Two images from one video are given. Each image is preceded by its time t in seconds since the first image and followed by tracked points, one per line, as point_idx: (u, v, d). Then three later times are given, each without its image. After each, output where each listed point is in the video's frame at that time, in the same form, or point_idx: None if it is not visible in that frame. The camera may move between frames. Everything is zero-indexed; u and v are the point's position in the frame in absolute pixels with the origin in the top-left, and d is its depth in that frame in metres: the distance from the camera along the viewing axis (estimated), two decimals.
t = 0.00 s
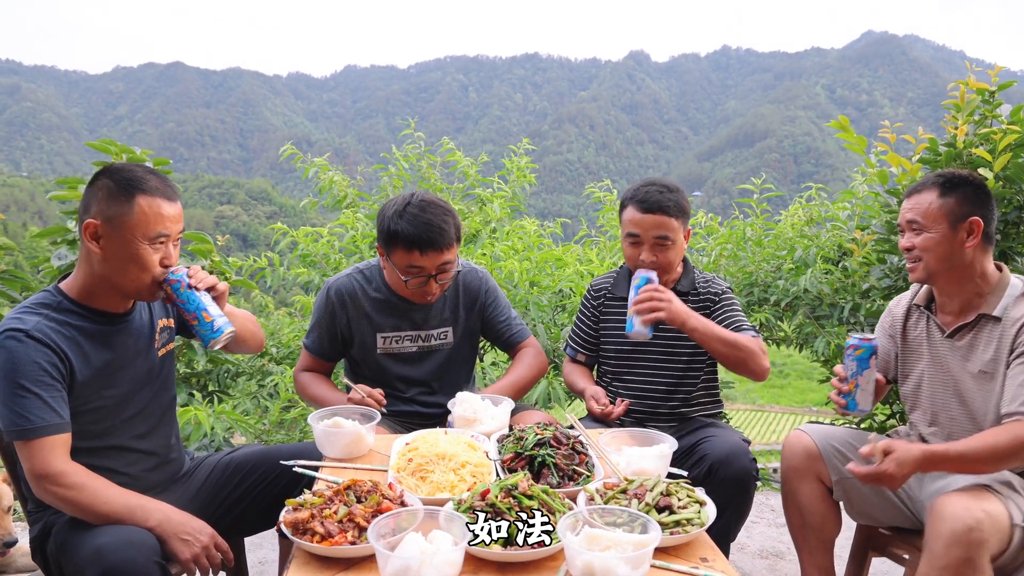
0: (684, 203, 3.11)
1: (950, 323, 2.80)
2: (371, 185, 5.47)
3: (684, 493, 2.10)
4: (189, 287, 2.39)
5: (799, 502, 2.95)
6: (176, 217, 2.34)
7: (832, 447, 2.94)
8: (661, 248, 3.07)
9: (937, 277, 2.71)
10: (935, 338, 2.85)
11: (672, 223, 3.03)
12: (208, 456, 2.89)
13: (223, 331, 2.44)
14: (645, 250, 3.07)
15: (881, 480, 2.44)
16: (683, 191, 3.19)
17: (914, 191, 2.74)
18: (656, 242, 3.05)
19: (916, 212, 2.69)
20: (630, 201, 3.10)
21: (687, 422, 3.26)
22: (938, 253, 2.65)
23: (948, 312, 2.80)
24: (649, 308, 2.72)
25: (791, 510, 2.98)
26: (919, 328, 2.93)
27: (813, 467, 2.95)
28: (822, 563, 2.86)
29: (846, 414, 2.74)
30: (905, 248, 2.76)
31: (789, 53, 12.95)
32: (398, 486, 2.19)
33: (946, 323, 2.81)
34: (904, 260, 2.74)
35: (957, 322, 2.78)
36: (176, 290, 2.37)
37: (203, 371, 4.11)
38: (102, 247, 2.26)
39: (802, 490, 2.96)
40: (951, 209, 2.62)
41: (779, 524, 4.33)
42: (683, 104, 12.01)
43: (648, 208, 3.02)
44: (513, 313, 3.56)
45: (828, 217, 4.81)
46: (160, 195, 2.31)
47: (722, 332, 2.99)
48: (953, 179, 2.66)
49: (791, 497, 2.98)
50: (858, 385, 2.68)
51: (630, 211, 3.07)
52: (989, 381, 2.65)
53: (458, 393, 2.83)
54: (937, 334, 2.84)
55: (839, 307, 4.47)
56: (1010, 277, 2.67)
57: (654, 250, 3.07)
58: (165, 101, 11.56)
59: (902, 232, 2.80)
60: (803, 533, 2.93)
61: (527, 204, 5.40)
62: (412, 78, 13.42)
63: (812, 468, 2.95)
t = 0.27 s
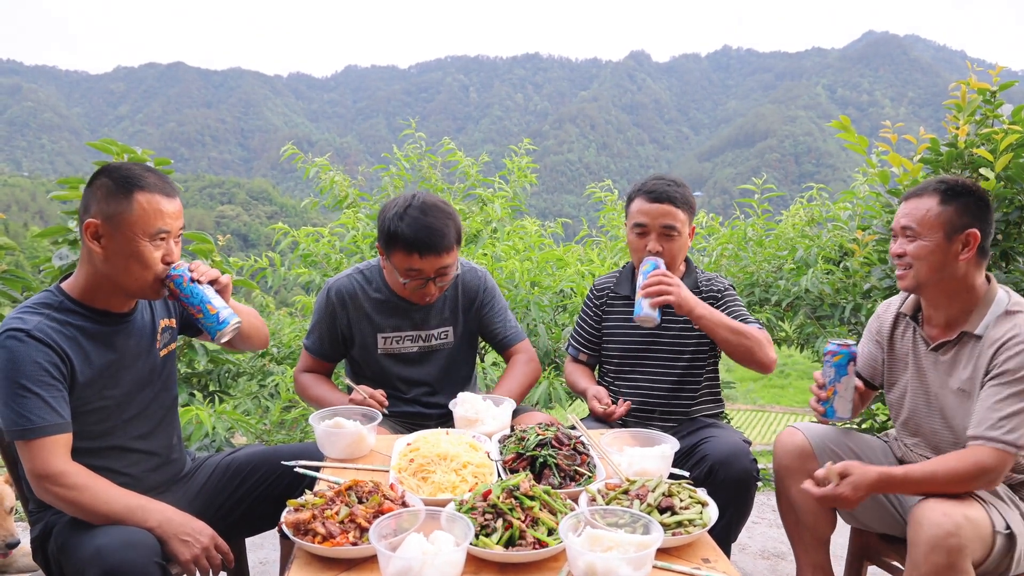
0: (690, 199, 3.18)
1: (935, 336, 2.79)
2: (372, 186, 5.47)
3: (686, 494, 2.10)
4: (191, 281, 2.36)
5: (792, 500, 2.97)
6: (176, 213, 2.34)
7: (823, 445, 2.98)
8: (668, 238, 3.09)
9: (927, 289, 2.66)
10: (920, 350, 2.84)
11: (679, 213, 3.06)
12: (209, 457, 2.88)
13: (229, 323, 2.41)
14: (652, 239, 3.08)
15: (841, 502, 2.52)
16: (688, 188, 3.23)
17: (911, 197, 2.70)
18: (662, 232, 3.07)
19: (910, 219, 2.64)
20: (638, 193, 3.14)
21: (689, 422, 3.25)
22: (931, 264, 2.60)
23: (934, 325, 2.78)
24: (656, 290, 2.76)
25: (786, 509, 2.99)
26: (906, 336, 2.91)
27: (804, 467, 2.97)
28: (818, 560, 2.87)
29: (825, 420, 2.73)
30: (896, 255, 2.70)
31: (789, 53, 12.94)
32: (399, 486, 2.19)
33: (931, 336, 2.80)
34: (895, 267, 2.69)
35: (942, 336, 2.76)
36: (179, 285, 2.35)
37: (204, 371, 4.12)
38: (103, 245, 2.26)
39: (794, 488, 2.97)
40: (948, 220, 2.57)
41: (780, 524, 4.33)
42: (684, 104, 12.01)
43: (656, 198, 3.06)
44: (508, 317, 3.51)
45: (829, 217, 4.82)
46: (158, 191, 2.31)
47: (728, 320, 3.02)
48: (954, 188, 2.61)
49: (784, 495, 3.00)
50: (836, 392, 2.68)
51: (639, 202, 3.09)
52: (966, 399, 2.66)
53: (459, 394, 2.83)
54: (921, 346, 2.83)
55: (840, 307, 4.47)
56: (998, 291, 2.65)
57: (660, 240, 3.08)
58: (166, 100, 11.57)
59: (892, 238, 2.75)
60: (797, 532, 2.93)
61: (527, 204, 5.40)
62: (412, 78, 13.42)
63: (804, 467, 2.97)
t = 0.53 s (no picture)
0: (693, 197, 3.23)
1: (933, 344, 2.79)
2: (372, 185, 5.47)
3: (687, 494, 2.10)
4: (190, 273, 2.33)
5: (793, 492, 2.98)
6: (171, 208, 2.34)
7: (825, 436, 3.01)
8: (671, 232, 3.11)
9: (924, 304, 2.64)
10: (919, 357, 2.84)
11: (682, 207, 3.09)
12: (210, 457, 2.88)
13: (232, 311, 2.36)
14: (656, 232, 3.09)
15: (829, 503, 2.47)
16: (690, 186, 3.27)
17: (906, 209, 2.64)
18: (666, 225, 3.09)
19: (906, 235, 2.58)
20: (642, 188, 3.18)
21: (689, 421, 3.25)
22: (929, 280, 2.57)
23: (932, 334, 2.77)
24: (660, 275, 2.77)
25: (786, 500, 3.00)
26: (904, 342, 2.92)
27: (806, 458, 2.99)
28: (816, 552, 2.88)
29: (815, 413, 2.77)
30: (892, 271, 2.66)
31: (790, 53, 12.94)
32: (400, 486, 2.19)
33: (929, 344, 2.80)
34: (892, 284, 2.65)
35: (941, 345, 2.75)
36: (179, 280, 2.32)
37: (204, 371, 4.11)
38: (100, 244, 2.26)
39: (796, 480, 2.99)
40: (947, 234, 2.51)
41: (781, 524, 4.33)
42: (684, 104, 12.01)
43: (659, 192, 3.10)
44: (499, 327, 3.44)
45: (830, 217, 4.82)
46: (153, 187, 2.31)
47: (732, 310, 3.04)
48: (953, 201, 2.54)
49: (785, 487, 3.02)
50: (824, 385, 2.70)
51: (642, 196, 3.13)
52: (962, 407, 2.66)
53: (460, 394, 2.83)
54: (920, 353, 2.83)
55: (840, 307, 4.47)
56: (998, 299, 2.62)
57: (664, 232, 3.09)
58: (166, 100, 11.56)
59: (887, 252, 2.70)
60: (796, 523, 2.94)
61: (528, 204, 5.39)
62: (413, 77, 13.42)
63: (807, 458, 2.99)
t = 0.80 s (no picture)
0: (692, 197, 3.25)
1: (939, 344, 2.79)
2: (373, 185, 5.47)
3: (688, 496, 2.10)
4: (189, 271, 2.33)
5: (793, 485, 2.97)
6: (169, 207, 2.33)
7: (827, 431, 2.98)
8: (673, 229, 3.11)
9: (935, 306, 2.63)
10: (925, 356, 2.84)
11: (683, 203, 3.10)
12: (210, 457, 2.89)
13: (231, 309, 2.35)
14: (658, 228, 3.09)
15: (841, 506, 2.47)
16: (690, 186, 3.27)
17: (917, 212, 2.63)
18: (668, 220, 3.09)
19: (919, 239, 2.57)
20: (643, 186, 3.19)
21: (688, 422, 3.26)
22: (939, 284, 2.57)
23: (939, 334, 2.78)
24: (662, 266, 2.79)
25: (785, 493, 3.00)
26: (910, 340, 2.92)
27: (809, 451, 2.98)
28: (815, 551, 2.87)
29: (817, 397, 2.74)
30: (903, 275, 2.65)
31: (790, 53, 12.93)
32: (401, 487, 2.19)
33: (935, 343, 2.80)
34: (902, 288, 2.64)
35: (948, 345, 2.75)
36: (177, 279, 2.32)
37: (204, 371, 4.11)
38: (99, 243, 2.26)
39: (797, 473, 2.98)
40: (956, 237, 2.51)
41: (781, 525, 4.33)
42: (685, 104, 12.01)
43: (660, 189, 3.12)
44: (491, 356, 3.31)
45: (830, 218, 4.82)
46: (151, 186, 2.31)
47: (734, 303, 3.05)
48: (967, 204, 2.54)
49: (786, 481, 3.00)
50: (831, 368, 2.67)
51: (644, 194, 3.14)
52: (968, 406, 2.67)
53: (460, 394, 2.83)
54: (926, 353, 2.83)
55: (840, 308, 4.47)
56: (1006, 297, 2.62)
57: (665, 228, 3.10)
58: (167, 99, 11.56)
59: (898, 256, 2.69)
60: (796, 517, 2.93)
61: (528, 204, 5.39)
62: (413, 77, 13.43)
63: (809, 451, 2.97)
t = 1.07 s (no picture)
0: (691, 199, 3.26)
1: (947, 346, 2.80)
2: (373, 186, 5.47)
3: (688, 497, 2.10)
4: (190, 270, 2.34)
5: (798, 480, 2.97)
6: (169, 207, 2.34)
7: (835, 428, 2.98)
8: (672, 231, 3.12)
9: (940, 308, 2.64)
10: (934, 358, 2.85)
11: (682, 205, 3.11)
12: (211, 458, 2.89)
13: (233, 307, 2.35)
14: (656, 230, 3.10)
15: (845, 503, 2.49)
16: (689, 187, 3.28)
17: (919, 216, 2.65)
18: (667, 222, 3.10)
19: (921, 242, 2.58)
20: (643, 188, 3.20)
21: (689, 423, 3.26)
22: (944, 286, 2.57)
23: (947, 336, 2.78)
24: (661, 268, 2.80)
25: (790, 489, 2.99)
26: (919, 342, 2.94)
27: (815, 447, 2.97)
28: (813, 548, 2.88)
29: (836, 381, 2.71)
30: (907, 278, 2.66)
31: (790, 55, 12.94)
32: (401, 488, 2.19)
33: (944, 345, 2.81)
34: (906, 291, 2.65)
35: (956, 347, 2.76)
36: (179, 279, 2.33)
37: (204, 372, 4.12)
38: (99, 244, 2.26)
39: (802, 469, 2.97)
40: (960, 239, 2.52)
41: (781, 526, 4.34)
42: (685, 105, 12.03)
43: (659, 192, 3.13)
44: (490, 373, 3.25)
45: (830, 220, 4.83)
46: (151, 186, 2.31)
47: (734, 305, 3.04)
48: (966, 206, 2.56)
49: (791, 476, 3.00)
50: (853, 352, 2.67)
51: (643, 195, 3.15)
52: (976, 408, 2.68)
53: (460, 396, 2.84)
54: (935, 354, 2.85)
55: (840, 309, 4.48)
56: (1014, 300, 2.63)
57: (664, 230, 3.10)
58: (167, 100, 11.56)
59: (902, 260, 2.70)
60: (797, 514, 2.94)
61: (528, 205, 5.40)
62: (414, 78, 13.44)
63: (815, 447, 2.97)
